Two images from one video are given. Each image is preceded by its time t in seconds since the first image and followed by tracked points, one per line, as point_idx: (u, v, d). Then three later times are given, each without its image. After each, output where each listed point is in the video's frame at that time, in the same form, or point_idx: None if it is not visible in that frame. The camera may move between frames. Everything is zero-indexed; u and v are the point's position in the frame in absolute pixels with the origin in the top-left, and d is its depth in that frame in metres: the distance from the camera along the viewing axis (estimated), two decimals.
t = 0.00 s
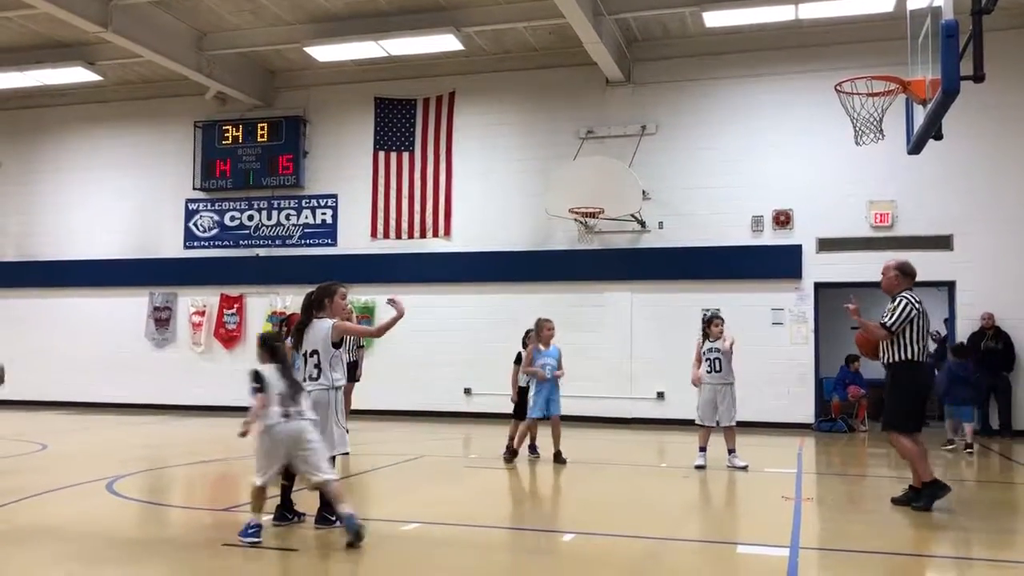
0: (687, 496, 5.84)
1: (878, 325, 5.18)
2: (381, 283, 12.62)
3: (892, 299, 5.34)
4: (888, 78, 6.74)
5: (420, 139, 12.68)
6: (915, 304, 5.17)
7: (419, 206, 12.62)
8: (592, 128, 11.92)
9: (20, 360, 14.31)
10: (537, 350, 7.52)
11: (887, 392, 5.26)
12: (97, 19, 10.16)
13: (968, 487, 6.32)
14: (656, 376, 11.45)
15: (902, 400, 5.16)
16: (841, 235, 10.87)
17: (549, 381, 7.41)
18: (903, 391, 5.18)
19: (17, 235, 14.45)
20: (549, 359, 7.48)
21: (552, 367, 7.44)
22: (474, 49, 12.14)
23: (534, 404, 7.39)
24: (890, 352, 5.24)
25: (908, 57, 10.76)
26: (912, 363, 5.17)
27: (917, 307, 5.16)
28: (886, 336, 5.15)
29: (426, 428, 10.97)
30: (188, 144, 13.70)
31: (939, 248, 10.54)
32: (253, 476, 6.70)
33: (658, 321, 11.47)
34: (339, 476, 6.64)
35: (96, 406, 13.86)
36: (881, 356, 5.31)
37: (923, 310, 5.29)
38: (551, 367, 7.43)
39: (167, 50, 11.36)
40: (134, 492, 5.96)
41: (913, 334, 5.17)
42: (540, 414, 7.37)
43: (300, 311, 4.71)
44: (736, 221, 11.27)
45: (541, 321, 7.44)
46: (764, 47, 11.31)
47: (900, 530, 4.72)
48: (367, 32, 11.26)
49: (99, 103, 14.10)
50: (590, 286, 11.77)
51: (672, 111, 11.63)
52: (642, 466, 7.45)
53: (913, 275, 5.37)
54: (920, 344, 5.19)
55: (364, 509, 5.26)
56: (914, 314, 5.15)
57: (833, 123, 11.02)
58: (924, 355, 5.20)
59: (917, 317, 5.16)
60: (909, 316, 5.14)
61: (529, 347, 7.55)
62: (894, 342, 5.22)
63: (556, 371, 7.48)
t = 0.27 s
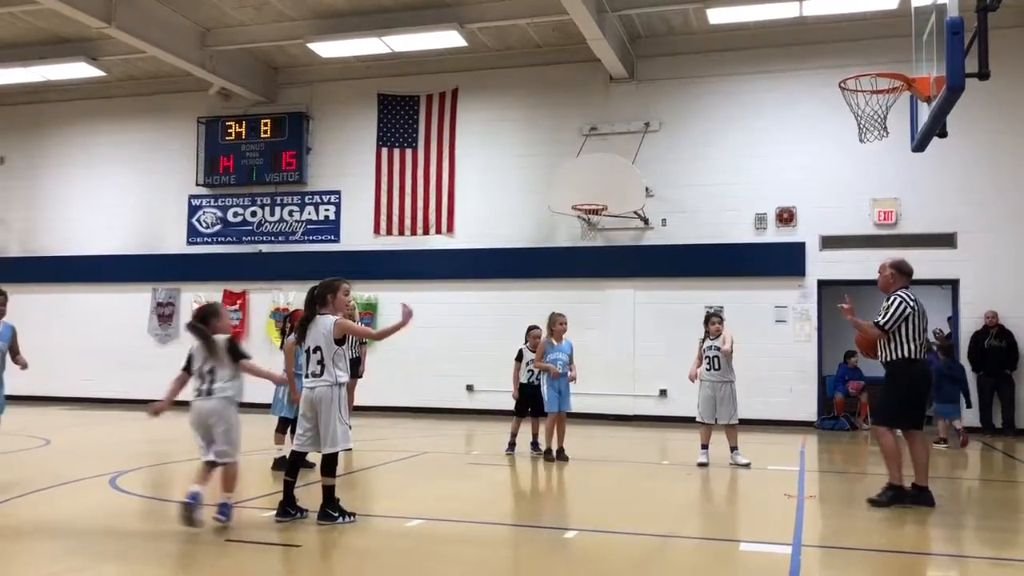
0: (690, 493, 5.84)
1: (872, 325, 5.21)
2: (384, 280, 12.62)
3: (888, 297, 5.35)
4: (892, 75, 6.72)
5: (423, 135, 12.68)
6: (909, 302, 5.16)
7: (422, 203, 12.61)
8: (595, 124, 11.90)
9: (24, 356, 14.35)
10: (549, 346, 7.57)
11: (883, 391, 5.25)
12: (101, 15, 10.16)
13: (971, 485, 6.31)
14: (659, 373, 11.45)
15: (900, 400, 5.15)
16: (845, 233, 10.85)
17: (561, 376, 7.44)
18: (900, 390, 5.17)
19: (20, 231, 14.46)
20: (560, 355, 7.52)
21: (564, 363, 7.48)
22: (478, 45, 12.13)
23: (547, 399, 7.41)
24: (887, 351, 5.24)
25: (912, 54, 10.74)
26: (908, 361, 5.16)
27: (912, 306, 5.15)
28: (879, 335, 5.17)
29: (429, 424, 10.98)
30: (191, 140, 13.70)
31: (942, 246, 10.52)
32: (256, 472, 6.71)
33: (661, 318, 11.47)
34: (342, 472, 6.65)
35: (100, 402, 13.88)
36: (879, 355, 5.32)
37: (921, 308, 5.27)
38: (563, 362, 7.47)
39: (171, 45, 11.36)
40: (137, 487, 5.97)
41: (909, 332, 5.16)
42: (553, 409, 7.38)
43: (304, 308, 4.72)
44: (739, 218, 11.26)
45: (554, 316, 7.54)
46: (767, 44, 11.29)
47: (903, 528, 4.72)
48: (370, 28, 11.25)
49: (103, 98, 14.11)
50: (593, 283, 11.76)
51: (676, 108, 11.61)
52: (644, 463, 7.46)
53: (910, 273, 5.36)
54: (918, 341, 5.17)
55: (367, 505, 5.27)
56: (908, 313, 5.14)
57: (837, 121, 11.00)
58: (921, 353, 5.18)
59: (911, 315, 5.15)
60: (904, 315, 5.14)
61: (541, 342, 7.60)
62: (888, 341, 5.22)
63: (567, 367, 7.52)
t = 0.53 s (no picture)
0: (694, 492, 5.83)
1: (862, 325, 5.24)
2: (388, 277, 12.63)
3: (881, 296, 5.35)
4: (897, 73, 6.70)
5: (427, 133, 12.67)
6: (899, 302, 5.15)
7: (426, 200, 12.61)
8: (599, 122, 11.88)
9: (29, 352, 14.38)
10: (557, 344, 7.58)
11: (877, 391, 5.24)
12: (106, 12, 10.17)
13: (976, 485, 6.29)
14: (663, 371, 11.44)
15: (894, 399, 5.13)
16: (850, 231, 10.82)
17: (568, 374, 7.43)
18: (894, 390, 5.15)
19: (26, 228, 14.49)
20: (568, 352, 7.51)
21: (573, 361, 7.46)
22: (482, 43, 12.12)
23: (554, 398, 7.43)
24: (879, 351, 5.24)
25: (918, 53, 10.70)
26: (900, 361, 5.15)
27: (902, 306, 5.14)
28: (869, 335, 5.20)
29: (432, 422, 10.98)
30: (196, 138, 13.72)
31: (948, 245, 10.49)
32: (259, 469, 6.72)
33: (665, 316, 11.46)
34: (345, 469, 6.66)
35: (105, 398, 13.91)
36: (873, 355, 5.32)
37: (913, 306, 5.25)
38: (570, 361, 7.45)
39: (176, 43, 11.37)
40: (141, 484, 5.99)
41: (899, 332, 5.15)
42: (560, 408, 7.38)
43: (309, 305, 4.73)
44: (744, 216, 11.24)
45: (562, 314, 7.52)
46: (772, 42, 11.27)
47: (908, 527, 4.71)
48: (375, 26, 11.25)
49: (108, 95, 14.13)
50: (597, 281, 11.76)
51: (680, 106, 11.58)
52: (648, 462, 7.45)
53: (905, 271, 5.33)
54: (910, 342, 5.15)
55: (371, 503, 5.27)
56: (898, 313, 5.13)
57: (842, 119, 10.97)
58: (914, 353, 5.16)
59: (902, 316, 5.15)
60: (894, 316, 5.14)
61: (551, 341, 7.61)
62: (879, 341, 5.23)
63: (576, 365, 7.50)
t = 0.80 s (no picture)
0: (699, 490, 5.83)
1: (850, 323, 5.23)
2: (393, 276, 12.65)
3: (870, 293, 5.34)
4: (902, 72, 6.68)
5: (432, 132, 12.69)
6: (888, 301, 5.14)
7: (430, 199, 12.63)
8: (604, 121, 11.87)
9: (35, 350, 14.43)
10: (569, 343, 7.61)
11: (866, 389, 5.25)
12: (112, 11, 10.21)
13: (980, 483, 6.29)
14: (668, 370, 11.44)
15: (884, 397, 5.14)
16: (855, 230, 10.81)
17: (577, 373, 7.44)
18: (882, 388, 5.15)
19: (32, 226, 14.53)
20: (579, 351, 7.52)
21: (583, 360, 7.47)
22: (487, 42, 12.13)
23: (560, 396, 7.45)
24: (867, 349, 5.24)
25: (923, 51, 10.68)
26: (889, 359, 5.15)
27: (891, 304, 5.13)
28: (856, 334, 5.19)
29: (437, 420, 11.00)
30: (201, 136, 13.75)
31: (953, 244, 10.48)
32: (265, 467, 6.74)
33: (670, 315, 11.45)
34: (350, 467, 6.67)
35: (110, 396, 13.96)
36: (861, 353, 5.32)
37: (903, 302, 5.23)
38: (580, 360, 7.46)
39: (181, 42, 11.41)
40: (147, 482, 6.01)
41: (887, 330, 5.15)
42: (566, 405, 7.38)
43: (315, 303, 4.75)
44: (749, 215, 11.23)
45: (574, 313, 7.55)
46: (777, 40, 11.26)
47: (911, 525, 4.71)
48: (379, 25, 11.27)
49: (113, 94, 14.17)
50: (602, 280, 11.76)
51: (685, 105, 11.58)
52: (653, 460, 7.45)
53: (894, 268, 5.35)
54: (898, 340, 5.15)
55: (375, 501, 5.29)
56: (886, 312, 5.13)
57: (847, 117, 10.95)
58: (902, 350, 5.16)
59: (890, 314, 5.14)
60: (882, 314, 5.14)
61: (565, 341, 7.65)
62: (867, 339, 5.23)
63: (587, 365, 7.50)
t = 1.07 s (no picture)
0: (703, 489, 5.83)
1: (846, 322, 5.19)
2: (397, 274, 12.65)
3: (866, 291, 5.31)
4: (907, 69, 6.66)
5: (436, 130, 12.69)
6: (885, 299, 5.13)
7: (435, 197, 12.63)
8: (608, 119, 11.86)
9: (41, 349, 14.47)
10: (572, 340, 7.55)
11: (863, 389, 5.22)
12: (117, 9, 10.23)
13: (985, 482, 6.27)
14: (672, 368, 11.43)
15: (880, 397, 5.12)
16: (859, 228, 10.79)
17: (581, 372, 7.44)
18: (879, 386, 5.14)
19: (37, 225, 14.57)
20: (583, 349, 7.48)
21: (586, 358, 7.45)
22: (491, 40, 12.12)
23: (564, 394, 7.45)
24: (862, 347, 5.21)
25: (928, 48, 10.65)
26: (886, 357, 5.13)
27: (887, 302, 5.11)
28: (853, 332, 5.16)
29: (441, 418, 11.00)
30: (206, 135, 13.77)
31: (958, 242, 10.45)
32: (270, 465, 6.75)
33: (674, 313, 11.44)
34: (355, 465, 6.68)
35: (115, 394, 13.99)
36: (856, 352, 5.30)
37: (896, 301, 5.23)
38: (583, 358, 7.44)
39: (186, 40, 11.43)
40: (153, 479, 6.03)
41: (884, 329, 5.13)
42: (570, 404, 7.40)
43: (322, 301, 4.76)
44: (753, 213, 11.21)
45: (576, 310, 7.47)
46: (781, 38, 11.24)
47: (916, 524, 4.71)
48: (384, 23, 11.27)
49: (118, 93, 14.20)
50: (606, 278, 11.75)
51: (689, 103, 11.56)
52: (658, 459, 7.44)
53: (888, 266, 5.33)
54: (893, 338, 5.14)
55: (380, 499, 5.29)
56: (884, 310, 5.11)
57: (852, 115, 10.93)
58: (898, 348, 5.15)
59: (886, 313, 5.12)
60: (879, 313, 5.11)
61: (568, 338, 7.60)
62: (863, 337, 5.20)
63: (591, 362, 7.50)
